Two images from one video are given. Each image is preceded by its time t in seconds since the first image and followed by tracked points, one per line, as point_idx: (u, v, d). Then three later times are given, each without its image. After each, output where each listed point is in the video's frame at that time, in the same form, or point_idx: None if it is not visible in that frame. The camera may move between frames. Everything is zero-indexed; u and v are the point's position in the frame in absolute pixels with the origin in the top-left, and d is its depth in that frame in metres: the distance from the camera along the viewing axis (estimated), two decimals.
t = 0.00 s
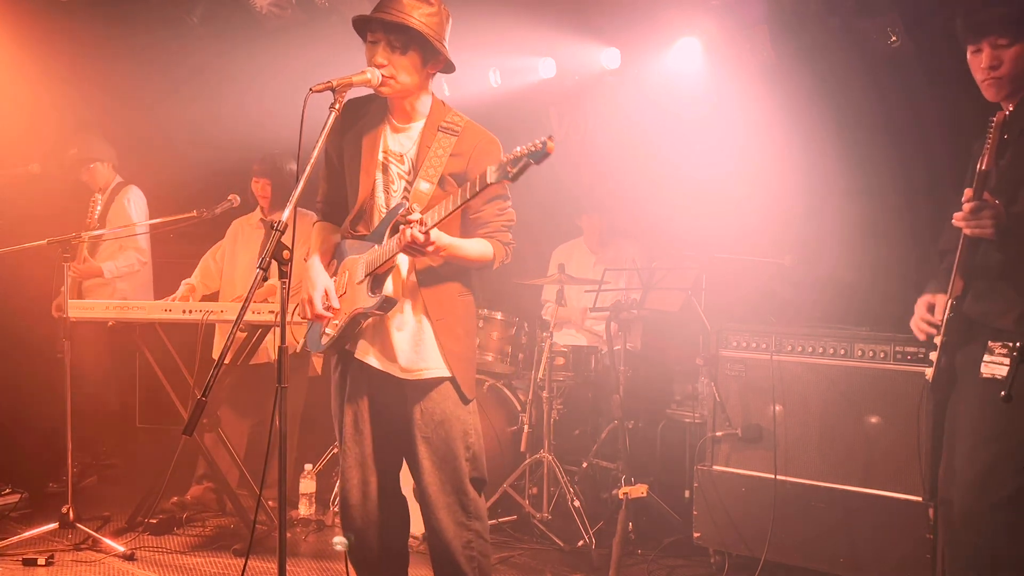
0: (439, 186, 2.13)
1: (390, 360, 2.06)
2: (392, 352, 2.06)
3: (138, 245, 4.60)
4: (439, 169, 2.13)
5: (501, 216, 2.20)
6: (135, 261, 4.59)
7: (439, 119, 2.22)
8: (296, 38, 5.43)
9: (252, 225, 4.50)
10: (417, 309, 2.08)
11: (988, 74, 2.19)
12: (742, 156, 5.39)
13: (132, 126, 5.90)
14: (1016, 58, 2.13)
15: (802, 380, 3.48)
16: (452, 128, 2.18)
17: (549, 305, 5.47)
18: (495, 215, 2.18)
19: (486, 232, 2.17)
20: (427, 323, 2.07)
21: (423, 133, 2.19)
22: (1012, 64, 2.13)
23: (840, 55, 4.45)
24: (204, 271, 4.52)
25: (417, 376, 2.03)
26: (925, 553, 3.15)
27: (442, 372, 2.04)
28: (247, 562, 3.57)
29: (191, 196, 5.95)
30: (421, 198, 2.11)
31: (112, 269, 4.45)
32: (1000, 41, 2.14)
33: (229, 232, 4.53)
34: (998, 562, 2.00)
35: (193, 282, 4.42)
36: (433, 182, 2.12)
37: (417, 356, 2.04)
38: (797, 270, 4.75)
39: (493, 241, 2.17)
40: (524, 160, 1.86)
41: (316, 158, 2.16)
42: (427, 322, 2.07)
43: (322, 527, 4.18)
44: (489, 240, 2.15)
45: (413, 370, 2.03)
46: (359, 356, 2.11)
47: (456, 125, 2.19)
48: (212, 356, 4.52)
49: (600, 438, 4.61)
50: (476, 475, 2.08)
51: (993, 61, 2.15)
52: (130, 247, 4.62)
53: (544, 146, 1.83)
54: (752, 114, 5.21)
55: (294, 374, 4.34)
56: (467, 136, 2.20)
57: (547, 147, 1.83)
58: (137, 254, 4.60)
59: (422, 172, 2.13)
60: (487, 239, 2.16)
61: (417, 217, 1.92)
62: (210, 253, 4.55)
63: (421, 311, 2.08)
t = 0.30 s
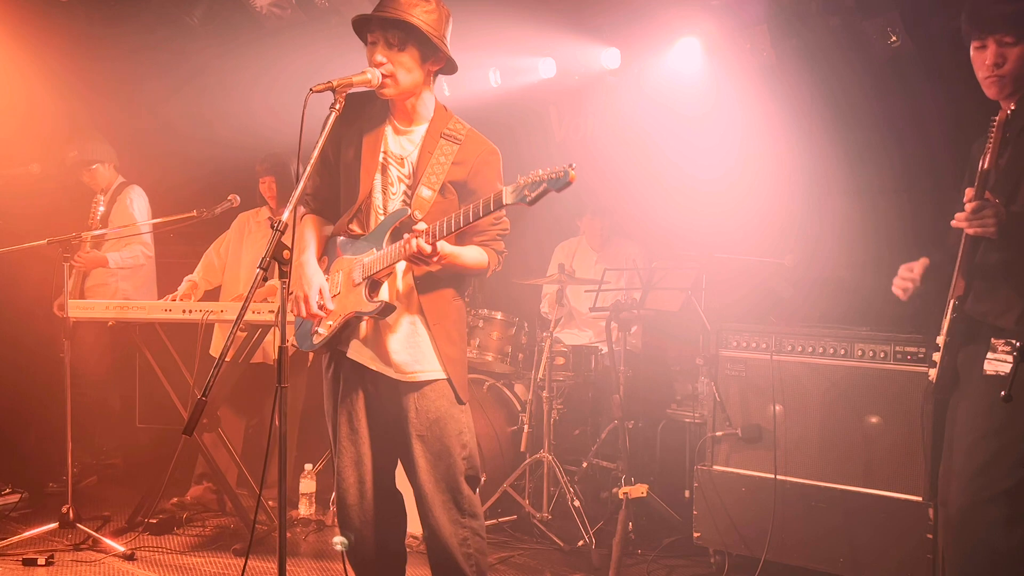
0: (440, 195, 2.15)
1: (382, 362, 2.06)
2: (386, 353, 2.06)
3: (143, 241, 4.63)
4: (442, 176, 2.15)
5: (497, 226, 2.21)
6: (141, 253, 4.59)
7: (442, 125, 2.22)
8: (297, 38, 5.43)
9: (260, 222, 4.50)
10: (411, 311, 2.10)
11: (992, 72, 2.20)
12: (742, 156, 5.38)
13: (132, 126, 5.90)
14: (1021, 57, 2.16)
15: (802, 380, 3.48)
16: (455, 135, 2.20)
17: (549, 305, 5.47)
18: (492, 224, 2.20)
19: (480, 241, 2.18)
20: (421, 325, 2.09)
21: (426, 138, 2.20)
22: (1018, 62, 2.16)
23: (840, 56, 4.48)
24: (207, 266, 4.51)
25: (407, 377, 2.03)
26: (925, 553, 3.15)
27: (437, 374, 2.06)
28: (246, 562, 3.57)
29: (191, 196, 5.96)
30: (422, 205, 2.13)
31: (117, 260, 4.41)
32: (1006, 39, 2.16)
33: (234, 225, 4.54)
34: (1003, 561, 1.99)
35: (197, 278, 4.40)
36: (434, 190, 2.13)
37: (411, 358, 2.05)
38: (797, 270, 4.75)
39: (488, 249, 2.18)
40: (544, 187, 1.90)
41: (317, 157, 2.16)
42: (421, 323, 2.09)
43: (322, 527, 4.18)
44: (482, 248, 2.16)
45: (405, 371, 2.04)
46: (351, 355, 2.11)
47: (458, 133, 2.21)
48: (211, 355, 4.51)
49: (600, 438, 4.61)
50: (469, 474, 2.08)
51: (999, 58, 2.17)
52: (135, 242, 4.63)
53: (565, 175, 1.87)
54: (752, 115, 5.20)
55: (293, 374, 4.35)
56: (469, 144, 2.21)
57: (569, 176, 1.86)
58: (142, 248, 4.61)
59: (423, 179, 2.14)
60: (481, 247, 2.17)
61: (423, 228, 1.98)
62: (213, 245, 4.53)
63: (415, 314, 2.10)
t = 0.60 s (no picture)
0: (444, 199, 2.16)
1: (384, 365, 2.05)
2: (389, 357, 2.05)
3: (146, 245, 4.62)
4: (445, 181, 2.15)
5: (500, 230, 2.23)
6: (142, 258, 4.58)
7: (445, 129, 2.22)
8: (298, 38, 5.42)
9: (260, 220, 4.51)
10: (414, 316, 2.09)
11: (994, 72, 2.22)
12: (742, 156, 5.38)
13: (132, 126, 5.91)
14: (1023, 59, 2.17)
15: (801, 380, 3.48)
16: (458, 140, 2.20)
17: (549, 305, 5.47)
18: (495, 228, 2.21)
19: (484, 244, 2.19)
20: (422, 329, 2.08)
21: (429, 142, 2.20)
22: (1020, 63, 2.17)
23: (841, 58, 4.47)
24: (208, 264, 4.52)
25: (411, 381, 2.03)
26: (925, 553, 3.15)
27: (439, 378, 2.06)
28: (245, 562, 3.57)
29: (190, 196, 5.96)
30: (426, 210, 2.13)
31: (118, 263, 4.42)
32: (1009, 40, 2.17)
33: (234, 225, 4.54)
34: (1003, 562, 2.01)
35: (196, 275, 4.40)
36: (437, 194, 2.14)
37: (414, 361, 2.05)
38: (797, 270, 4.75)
39: (491, 252, 2.19)
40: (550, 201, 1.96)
41: (317, 157, 2.15)
42: (423, 327, 2.08)
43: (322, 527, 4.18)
44: (486, 251, 2.18)
45: (407, 374, 2.04)
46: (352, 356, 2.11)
47: (462, 138, 2.21)
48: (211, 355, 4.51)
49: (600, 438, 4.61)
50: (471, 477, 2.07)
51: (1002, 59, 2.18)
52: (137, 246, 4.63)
53: (572, 189, 1.91)
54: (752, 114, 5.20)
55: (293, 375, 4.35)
56: (473, 149, 2.22)
57: (575, 190, 1.91)
58: (144, 252, 4.60)
59: (427, 183, 2.15)
60: (483, 251, 2.18)
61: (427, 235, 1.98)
62: (215, 242, 4.53)
63: (416, 318, 2.09)
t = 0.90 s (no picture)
0: (447, 195, 2.15)
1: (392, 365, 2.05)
2: (397, 357, 2.04)
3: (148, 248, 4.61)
4: (447, 177, 2.15)
5: (507, 224, 2.19)
6: (143, 260, 4.57)
7: (448, 127, 2.22)
8: (299, 38, 5.42)
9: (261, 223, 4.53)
10: (422, 317, 2.08)
11: (996, 75, 2.28)
12: (742, 156, 5.39)
13: (132, 127, 5.91)
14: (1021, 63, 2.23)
15: (801, 380, 3.48)
16: (461, 136, 2.20)
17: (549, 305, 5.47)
18: (502, 222, 2.18)
19: (491, 240, 2.17)
20: (430, 328, 2.07)
21: (433, 140, 2.20)
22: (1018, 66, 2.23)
23: (842, 58, 4.46)
24: (208, 266, 4.52)
25: (419, 380, 2.02)
26: (925, 553, 3.15)
27: (446, 377, 2.05)
28: (246, 562, 3.57)
29: (190, 196, 5.95)
30: (429, 207, 2.13)
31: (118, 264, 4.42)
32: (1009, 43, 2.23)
33: (236, 228, 4.57)
34: (1000, 559, 2.04)
35: (197, 277, 4.40)
36: (440, 190, 2.14)
37: (422, 361, 2.04)
38: (796, 270, 4.75)
39: (499, 247, 2.16)
40: (536, 187, 1.91)
41: (317, 158, 2.16)
42: (431, 327, 2.07)
43: (322, 527, 4.18)
44: (493, 246, 2.15)
45: (415, 374, 2.02)
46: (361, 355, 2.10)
47: (464, 133, 2.20)
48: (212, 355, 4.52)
49: (600, 438, 4.61)
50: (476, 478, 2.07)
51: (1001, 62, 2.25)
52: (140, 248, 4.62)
53: (557, 175, 1.88)
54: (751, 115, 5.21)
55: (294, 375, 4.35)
56: (476, 145, 2.21)
57: (560, 176, 1.88)
58: (145, 255, 4.59)
59: (430, 180, 2.15)
60: (492, 246, 2.15)
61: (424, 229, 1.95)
62: (216, 245, 4.54)
63: (424, 318, 2.08)
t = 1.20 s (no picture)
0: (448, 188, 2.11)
1: (403, 364, 2.06)
2: (407, 356, 2.05)
3: (142, 257, 4.57)
4: (448, 170, 2.11)
5: (516, 215, 2.18)
6: (135, 271, 4.57)
7: (450, 120, 2.20)
8: (299, 38, 5.42)
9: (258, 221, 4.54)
10: (435, 321, 2.07)
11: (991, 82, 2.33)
12: (743, 156, 5.38)
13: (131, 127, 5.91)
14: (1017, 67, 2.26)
15: (801, 380, 3.48)
16: (463, 128, 2.16)
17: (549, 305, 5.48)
18: (510, 214, 2.17)
19: (500, 233, 2.15)
20: (442, 332, 2.06)
21: (436, 135, 2.18)
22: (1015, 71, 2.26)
23: (843, 57, 4.46)
24: (207, 266, 4.51)
25: (433, 379, 2.01)
26: (925, 553, 3.14)
27: (457, 377, 2.03)
28: (246, 562, 3.57)
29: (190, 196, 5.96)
30: (429, 200, 2.09)
31: (109, 279, 4.45)
32: (1000, 50, 2.27)
33: (234, 227, 4.56)
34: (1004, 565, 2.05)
35: (197, 278, 4.38)
36: (440, 184, 2.10)
37: (433, 360, 2.03)
38: (796, 270, 4.74)
39: (509, 239, 2.15)
40: (495, 168, 1.90)
41: (317, 157, 2.15)
42: (442, 331, 2.06)
43: (322, 527, 4.18)
44: (503, 239, 2.13)
45: (428, 373, 2.02)
46: (374, 355, 2.12)
47: (467, 125, 2.17)
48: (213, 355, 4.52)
49: (600, 438, 4.61)
50: (484, 477, 2.05)
51: (995, 70, 2.29)
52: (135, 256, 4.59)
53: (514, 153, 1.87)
54: (751, 114, 5.21)
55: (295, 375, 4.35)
56: (478, 136, 2.17)
57: (519, 152, 1.87)
58: (138, 265, 4.58)
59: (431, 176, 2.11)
60: (502, 239, 2.14)
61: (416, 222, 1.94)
62: (214, 246, 4.52)
63: (435, 320, 2.08)
